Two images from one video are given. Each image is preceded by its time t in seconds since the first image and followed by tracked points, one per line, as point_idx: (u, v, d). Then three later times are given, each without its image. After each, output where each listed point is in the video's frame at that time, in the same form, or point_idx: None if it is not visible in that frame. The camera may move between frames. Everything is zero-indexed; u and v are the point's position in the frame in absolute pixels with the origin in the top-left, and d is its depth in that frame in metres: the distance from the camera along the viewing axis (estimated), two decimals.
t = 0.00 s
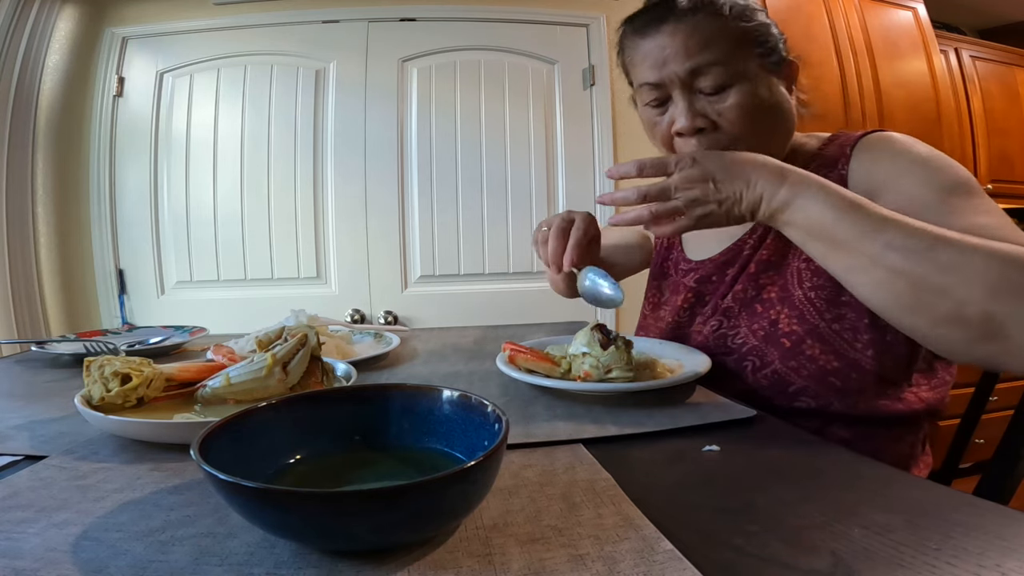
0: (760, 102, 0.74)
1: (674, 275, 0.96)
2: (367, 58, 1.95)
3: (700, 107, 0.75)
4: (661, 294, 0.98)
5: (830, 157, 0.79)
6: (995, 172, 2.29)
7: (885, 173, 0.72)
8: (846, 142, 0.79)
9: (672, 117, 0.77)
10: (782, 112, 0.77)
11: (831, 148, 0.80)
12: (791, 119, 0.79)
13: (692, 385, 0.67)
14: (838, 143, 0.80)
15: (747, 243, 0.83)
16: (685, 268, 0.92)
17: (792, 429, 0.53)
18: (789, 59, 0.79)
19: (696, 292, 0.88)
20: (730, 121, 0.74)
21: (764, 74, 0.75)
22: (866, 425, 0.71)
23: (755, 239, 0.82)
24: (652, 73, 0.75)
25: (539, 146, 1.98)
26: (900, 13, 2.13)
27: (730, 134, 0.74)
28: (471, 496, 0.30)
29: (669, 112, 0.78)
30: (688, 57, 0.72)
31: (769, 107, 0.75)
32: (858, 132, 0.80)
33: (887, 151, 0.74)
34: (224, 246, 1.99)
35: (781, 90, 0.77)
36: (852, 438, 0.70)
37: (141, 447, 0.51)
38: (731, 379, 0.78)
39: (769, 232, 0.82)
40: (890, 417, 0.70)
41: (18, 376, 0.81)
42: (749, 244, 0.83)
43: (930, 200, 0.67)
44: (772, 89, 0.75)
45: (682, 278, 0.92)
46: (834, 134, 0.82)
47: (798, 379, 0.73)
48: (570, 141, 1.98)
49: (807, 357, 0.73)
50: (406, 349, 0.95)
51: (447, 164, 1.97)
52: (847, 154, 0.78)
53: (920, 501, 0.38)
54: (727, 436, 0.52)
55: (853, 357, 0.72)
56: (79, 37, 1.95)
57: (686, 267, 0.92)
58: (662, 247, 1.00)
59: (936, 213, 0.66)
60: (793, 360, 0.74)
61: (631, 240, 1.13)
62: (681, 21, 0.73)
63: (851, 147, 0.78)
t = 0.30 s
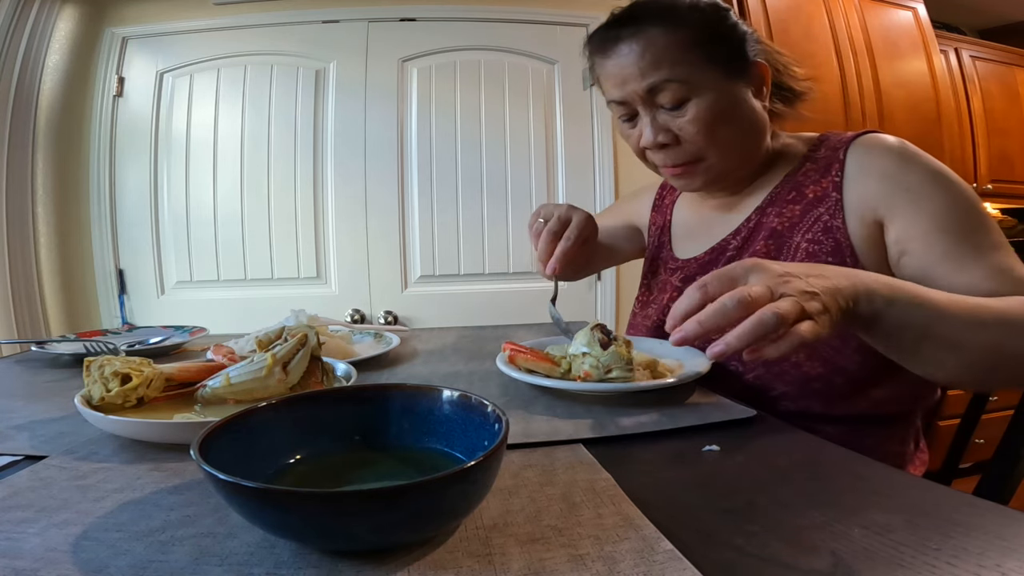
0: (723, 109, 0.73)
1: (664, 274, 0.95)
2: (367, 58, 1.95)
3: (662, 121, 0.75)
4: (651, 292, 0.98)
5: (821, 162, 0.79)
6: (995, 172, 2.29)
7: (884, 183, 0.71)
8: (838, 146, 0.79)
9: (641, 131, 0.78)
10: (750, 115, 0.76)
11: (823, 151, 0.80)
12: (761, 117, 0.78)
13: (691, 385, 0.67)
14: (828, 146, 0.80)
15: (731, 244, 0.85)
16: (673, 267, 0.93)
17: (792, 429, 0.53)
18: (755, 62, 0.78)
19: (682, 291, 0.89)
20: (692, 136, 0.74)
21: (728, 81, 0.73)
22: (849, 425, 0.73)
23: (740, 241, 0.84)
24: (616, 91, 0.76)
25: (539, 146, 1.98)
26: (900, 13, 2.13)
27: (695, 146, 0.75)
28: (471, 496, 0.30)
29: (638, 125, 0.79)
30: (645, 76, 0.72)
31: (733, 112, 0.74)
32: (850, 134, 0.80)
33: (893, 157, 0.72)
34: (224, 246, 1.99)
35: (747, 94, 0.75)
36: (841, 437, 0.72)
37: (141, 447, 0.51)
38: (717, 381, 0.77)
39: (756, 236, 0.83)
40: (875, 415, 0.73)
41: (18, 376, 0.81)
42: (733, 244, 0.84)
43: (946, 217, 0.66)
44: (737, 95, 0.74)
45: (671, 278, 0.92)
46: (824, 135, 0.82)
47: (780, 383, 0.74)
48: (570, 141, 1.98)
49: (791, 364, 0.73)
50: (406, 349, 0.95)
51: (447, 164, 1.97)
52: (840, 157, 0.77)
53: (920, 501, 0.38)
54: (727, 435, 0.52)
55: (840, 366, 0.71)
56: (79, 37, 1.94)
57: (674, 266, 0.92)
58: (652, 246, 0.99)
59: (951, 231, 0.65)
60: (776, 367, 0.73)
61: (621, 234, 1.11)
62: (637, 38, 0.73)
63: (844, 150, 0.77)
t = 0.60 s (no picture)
0: (715, 112, 0.73)
1: (657, 275, 0.94)
2: (367, 58, 1.95)
3: (656, 125, 0.74)
4: (644, 295, 0.96)
5: (815, 161, 0.79)
6: (995, 172, 2.29)
7: (879, 186, 0.72)
8: (831, 145, 0.79)
9: (633, 136, 0.78)
10: (741, 116, 0.76)
11: (816, 151, 0.80)
12: (751, 118, 0.78)
13: (691, 385, 0.67)
14: (821, 145, 0.80)
15: (728, 244, 0.84)
16: (668, 269, 0.92)
17: (792, 428, 0.53)
18: (744, 61, 0.77)
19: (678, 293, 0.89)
20: (685, 140, 0.74)
21: (718, 84, 0.73)
22: (847, 425, 0.73)
23: (736, 241, 0.83)
24: (606, 97, 0.76)
25: (539, 146, 1.98)
26: (900, 13, 2.13)
27: (689, 150, 0.75)
28: (471, 496, 0.30)
29: (630, 130, 0.79)
30: (635, 81, 0.72)
31: (725, 115, 0.74)
32: (842, 133, 0.80)
33: (888, 159, 0.73)
34: (224, 246, 1.99)
35: (737, 96, 0.75)
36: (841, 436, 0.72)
37: (141, 447, 0.51)
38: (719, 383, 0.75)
39: (752, 237, 0.82)
40: (875, 414, 0.73)
41: (18, 376, 0.81)
42: (730, 244, 0.84)
43: (942, 221, 0.67)
44: (728, 98, 0.74)
45: (666, 279, 0.91)
46: (816, 134, 0.82)
47: (780, 383, 0.73)
48: (570, 141, 1.98)
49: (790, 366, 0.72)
50: (406, 349, 0.95)
51: (447, 164, 1.97)
52: (834, 157, 0.78)
53: (921, 501, 0.38)
54: (727, 436, 0.52)
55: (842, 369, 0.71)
56: (79, 37, 1.95)
57: (669, 267, 0.91)
58: (645, 245, 0.98)
59: (946, 235, 0.66)
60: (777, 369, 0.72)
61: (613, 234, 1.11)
62: (626, 43, 0.73)
63: (837, 150, 0.78)
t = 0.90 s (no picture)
0: (711, 112, 0.73)
1: (652, 276, 0.95)
2: (367, 58, 1.95)
3: (652, 126, 0.75)
4: (641, 294, 0.96)
5: (812, 161, 0.79)
6: (995, 172, 2.29)
7: (877, 186, 0.72)
8: (828, 144, 0.79)
9: (629, 137, 0.78)
10: (737, 115, 0.76)
11: (812, 151, 0.80)
12: (747, 116, 0.78)
13: (691, 385, 0.67)
14: (819, 144, 0.81)
15: (723, 246, 0.84)
16: (663, 269, 0.92)
17: (792, 429, 0.53)
18: (739, 58, 0.77)
19: (672, 294, 0.89)
20: (681, 140, 0.74)
21: (713, 82, 0.73)
22: (846, 425, 0.73)
23: (731, 243, 0.83)
24: (600, 98, 0.76)
25: (539, 146, 1.98)
26: (900, 13, 2.13)
27: (685, 150, 0.75)
28: (471, 496, 0.30)
29: (625, 130, 0.79)
30: (629, 82, 0.72)
31: (721, 115, 0.74)
32: (840, 131, 0.80)
33: (885, 158, 0.72)
34: (224, 245, 1.99)
35: (732, 95, 0.75)
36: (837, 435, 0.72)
37: (141, 447, 0.51)
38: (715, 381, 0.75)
39: (747, 238, 0.82)
40: (871, 415, 0.73)
41: (18, 376, 0.81)
42: (725, 246, 0.84)
43: (938, 221, 0.67)
44: (723, 97, 0.74)
45: (662, 280, 0.92)
46: (813, 132, 0.83)
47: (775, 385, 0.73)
48: (570, 141, 1.98)
49: (783, 369, 0.72)
50: (406, 349, 0.95)
51: (448, 164, 1.97)
52: (831, 158, 0.78)
53: (921, 501, 0.38)
54: (728, 436, 0.52)
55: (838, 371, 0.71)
56: (79, 37, 1.94)
57: (665, 267, 0.92)
58: (641, 244, 0.98)
59: (944, 235, 0.66)
60: (770, 372, 0.72)
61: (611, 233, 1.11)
62: (618, 43, 0.73)
63: (834, 150, 0.78)
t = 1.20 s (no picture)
0: (715, 114, 0.73)
1: (655, 276, 0.95)
2: (367, 58, 1.95)
3: (656, 128, 0.75)
4: (642, 295, 0.96)
5: (820, 161, 0.79)
6: (995, 172, 2.29)
7: (883, 187, 0.72)
8: (836, 144, 0.79)
9: (633, 138, 0.78)
10: (741, 116, 0.76)
11: (820, 150, 0.80)
12: (752, 117, 0.77)
13: (691, 385, 0.67)
14: (826, 144, 0.80)
15: (730, 246, 0.84)
16: (666, 270, 0.92)
17: (792, 429, 0.53)
18: (748, 58, 0.78)
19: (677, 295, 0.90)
20: (685, 141, 0.74)
21: (717, 83, 0.73)
22: (846, 425, 0.73)
23: (738, 243, 0.83)
24: (604, 98, 0.76)
25: (539, 146, 1.98)
26: (900, 13, 2.13)
27: (689, 152, 0.75)
28: (471, 496, 0.30)
29: (629, 131, 0.79)
30: (633, 83, 0.72)
31: (725, 116, 0.74)
32: (847, 131, 0.80)
33: (893, 159, 0.72)
34: (224, 245, 1.99)
35: (737, 96, 0.75)
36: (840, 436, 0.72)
37: (141, 447, 0.51)
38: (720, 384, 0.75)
39: (754, 239, 0.82)
40: (874, 415, 0.73)
41: (18, 376, 0.81)
42: (731, 246, 0.84)
43: (944, 225, 0.66)
44: (728, 98, 0.74)
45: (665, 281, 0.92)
46: (820, 132, 0.82)
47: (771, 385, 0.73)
48: (570, 141, 1.98)
49: (791, 373, 0.72)
50: (406, 349, 0.95)
51: (448, 163, 1.97)
52: (839, 157, 0.77)
53: (920, 501, 0.38)
54: (727, 436, 0.52)
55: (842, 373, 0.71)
56: (79, 37, 1.94)
57: (667, 268, 0.92)
58: (643, 246, 0.98)
59: (948, 238, 0.66)
60: (777, 376, 0.72)
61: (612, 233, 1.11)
62: (622, 42, 0.72)
63: (842, 149, 0.77)
